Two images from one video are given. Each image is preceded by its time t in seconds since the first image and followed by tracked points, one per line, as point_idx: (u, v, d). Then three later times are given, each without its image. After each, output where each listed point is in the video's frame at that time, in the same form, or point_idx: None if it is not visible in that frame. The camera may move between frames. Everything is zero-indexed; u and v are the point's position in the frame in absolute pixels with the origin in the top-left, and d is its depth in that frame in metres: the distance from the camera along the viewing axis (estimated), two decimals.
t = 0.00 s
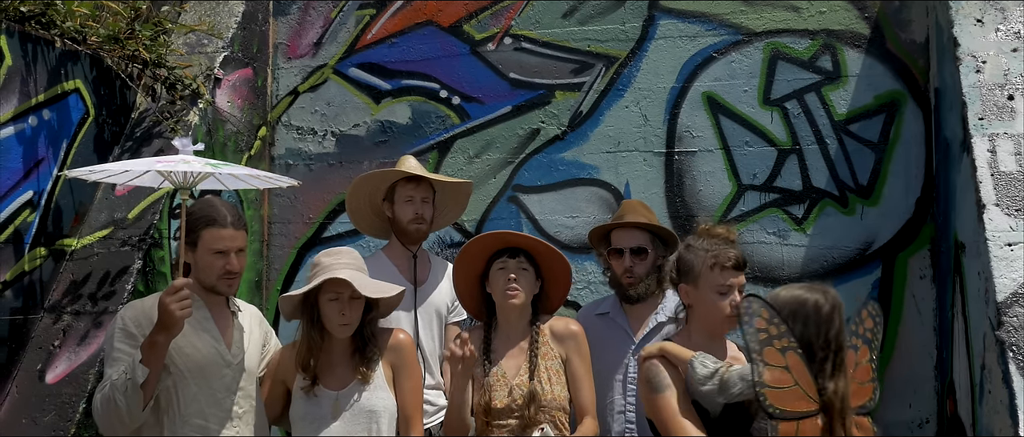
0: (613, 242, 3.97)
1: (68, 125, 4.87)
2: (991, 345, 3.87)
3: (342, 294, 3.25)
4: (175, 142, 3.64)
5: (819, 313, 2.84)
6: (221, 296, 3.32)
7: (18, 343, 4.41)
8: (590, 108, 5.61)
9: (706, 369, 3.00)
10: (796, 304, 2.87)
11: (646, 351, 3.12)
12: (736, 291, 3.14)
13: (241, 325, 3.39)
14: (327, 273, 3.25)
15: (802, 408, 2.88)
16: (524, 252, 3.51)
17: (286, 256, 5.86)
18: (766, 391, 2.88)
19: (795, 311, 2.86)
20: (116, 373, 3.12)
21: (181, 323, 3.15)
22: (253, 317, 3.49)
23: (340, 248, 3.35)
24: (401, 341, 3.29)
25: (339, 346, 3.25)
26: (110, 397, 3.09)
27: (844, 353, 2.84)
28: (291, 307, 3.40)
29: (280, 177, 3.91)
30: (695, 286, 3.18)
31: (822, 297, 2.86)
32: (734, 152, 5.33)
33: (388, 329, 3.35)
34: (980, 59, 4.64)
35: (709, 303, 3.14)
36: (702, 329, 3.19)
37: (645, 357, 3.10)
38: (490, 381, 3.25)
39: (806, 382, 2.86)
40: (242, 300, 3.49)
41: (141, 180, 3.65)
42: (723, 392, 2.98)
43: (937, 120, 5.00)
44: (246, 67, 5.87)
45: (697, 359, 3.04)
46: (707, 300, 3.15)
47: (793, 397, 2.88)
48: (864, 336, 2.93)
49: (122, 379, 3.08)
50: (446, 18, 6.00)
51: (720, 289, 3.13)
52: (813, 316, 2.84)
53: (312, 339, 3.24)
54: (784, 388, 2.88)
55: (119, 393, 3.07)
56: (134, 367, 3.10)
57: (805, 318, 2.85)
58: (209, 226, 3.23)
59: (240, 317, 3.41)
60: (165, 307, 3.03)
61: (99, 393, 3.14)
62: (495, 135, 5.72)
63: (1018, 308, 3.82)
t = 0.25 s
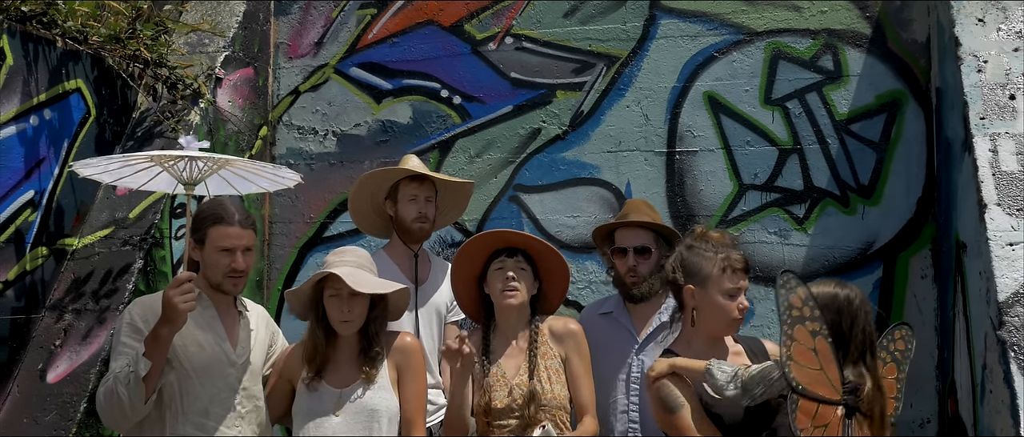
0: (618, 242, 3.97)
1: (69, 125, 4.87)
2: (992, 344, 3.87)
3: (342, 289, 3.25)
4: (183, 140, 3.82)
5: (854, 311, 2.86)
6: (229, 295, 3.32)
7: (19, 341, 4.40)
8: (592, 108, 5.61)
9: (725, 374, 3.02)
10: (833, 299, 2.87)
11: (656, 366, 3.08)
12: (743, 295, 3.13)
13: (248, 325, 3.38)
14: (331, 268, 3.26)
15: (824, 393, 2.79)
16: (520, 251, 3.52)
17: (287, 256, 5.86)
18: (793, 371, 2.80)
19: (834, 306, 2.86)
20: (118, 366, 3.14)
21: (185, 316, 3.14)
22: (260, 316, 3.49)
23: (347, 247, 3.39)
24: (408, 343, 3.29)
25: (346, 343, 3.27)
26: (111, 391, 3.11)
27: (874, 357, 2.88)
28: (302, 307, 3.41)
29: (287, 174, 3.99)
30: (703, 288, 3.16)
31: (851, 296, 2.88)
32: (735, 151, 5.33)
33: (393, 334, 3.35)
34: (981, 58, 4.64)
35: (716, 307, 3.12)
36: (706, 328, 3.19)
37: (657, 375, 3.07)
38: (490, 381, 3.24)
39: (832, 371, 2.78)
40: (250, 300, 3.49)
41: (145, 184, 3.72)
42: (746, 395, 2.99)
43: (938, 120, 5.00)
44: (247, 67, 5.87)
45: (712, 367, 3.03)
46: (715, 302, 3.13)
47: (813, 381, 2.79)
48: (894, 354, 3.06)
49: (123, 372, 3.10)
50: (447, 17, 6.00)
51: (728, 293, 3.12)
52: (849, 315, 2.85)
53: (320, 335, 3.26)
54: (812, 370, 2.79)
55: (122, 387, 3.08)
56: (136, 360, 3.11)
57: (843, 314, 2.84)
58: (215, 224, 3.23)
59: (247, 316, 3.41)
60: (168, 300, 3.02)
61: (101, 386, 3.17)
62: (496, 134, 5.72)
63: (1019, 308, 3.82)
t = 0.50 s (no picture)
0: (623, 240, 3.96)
1: (70, 125, 4.87)
2: (993, 345, 3.87)
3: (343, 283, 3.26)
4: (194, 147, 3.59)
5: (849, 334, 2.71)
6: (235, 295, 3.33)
7: (20, 341, 4.38)
8: (592, 108, 5.61)
9: (727, 414, 2.92)
10: (822, 326, 2.72)
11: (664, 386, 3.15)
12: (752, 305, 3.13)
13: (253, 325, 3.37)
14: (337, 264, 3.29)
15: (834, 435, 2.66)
16: (524, 253, 3.46)
17: (288, 256, 5.86)
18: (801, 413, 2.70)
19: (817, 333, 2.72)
20: (126, 369, 3.14)
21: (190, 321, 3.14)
22: (268, 317, 3.49)
23: (355, 246, 3.44)
24: (412, 347, 3.28)
25: (350, 341, 3.27)
26: (117, 392, 3.10)
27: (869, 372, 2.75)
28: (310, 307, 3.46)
29: (296, 185, 3.96)
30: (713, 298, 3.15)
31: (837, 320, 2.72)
32: (735, 151, 5.33)
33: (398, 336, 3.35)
34: (982, 58, 4.64)
35: (727, 316, 3.11)
36: (716, 338, 3.18)
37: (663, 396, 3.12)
38: (492, 384, 3.24)
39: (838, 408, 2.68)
40: (256, 301, 3.50)
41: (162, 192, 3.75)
42: None
43: (939, 120, 5.00)
44: (248, 67, 5.87)
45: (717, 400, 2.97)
46: (725, 313, 3.12)
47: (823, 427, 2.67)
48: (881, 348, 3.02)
49: (131, 376, 3.09)
50: (448, 17, 6.00)
51: (738, 303, 3.11)
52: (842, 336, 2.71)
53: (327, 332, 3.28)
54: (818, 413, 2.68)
55: (128, 389, 3.08)
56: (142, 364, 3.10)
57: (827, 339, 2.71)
58: (222, 223, 3.25)
59: (254, 318, 3.42)
60: (172, 305, 3.03)
61: (110, 387, 3.16)
62: (497, 134, 5.72)
63: (1020, 308, 3.82)
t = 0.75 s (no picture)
0: (622, 239, 3.94)
1: (70, 125, 4.87)
2: (993, 345, 3.87)
3: (343, 280, 3.27)
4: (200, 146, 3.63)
5: (837, 320, 2.75)
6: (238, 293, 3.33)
7: (20, 341, 4.39)
8: (592, 108, 5.61)
9: (719, 376, 2.91)
10: (812, 314, 2.76)
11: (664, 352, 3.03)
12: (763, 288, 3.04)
13: (254, 325, 3.36)
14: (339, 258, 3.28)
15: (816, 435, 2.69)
16: (526, 257, 3.43)
17: (288, 256, 5.86)
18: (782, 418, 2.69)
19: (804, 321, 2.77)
20: (127, 367, 3.13)
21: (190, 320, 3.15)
22: (272, 317, 3.47)
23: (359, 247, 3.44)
24: (413, 347, 3.29)
25: (352, 336, 3.28)
26: (120, 392, 3.10)
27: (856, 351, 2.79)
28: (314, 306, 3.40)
29: (301, 186, 3.92)
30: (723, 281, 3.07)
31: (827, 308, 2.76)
32: (735, 151, 5.33)
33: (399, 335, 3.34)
34: (982, 58, 4.64)
35: (736, 299, 3.04)
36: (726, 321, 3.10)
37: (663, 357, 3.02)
38: (493, 386, 3.23)
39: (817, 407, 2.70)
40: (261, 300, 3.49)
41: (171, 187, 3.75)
42: (734, 401, 2.89)
43: (939, 120, 5.00)
44: (248, 67, 5.87)
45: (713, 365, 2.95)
46: (734, 295, 3.05)
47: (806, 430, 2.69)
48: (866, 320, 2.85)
49: (132, 373, 3.10)
50: (448, 17, 6.00)
51: (745, 285, 3.03)
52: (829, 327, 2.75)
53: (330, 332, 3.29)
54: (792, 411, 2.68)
55: (129, 387, 3.08)
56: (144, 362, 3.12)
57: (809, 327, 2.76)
58: (224, 221, 3.25)
59: (258, 317, 3.40)
60: (172, 304, 3.04)
61: (112, 386, 3.15)
62: (497, 134, 5.72)
63: (1020, 308, 3.82)
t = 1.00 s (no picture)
0: (618, 238, 3.92)
1: (70, 124, 4.87)
2: (993, 344, 3.87)
3: (349, 277, 3.30)
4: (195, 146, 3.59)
5: (838, 336, 2.88)
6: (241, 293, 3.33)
7: (19, 341, 4.39)
8: (592, 107, 5.61)
9: (708, 383, 3.00)
10: (817, 328, 2.88)
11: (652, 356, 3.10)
12: (748, 303, 3.10)
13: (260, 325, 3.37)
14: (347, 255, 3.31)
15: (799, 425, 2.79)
16: (520, 264, 3.39)
17: (288, 255, 5.85)
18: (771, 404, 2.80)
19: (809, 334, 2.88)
20: (127, 366, 3.14)
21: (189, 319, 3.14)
22: (275, 318, 3.47)
23: (361, 248, 3.45)
24: (413, 344, 3.28)
25: (353, 333, 3.29)
26: (119, 389, 3.11)
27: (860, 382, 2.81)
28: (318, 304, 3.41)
29: (297, 183, 3.91)
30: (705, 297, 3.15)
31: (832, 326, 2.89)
32: (735, 151, 5.33)
33: (400, 334, 3.35)
34: (982, 58, 4.64)
35: (719, 313, 3.11)
36: (712, 332, 3.17)
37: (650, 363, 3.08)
38: (490, 395, 3.22)
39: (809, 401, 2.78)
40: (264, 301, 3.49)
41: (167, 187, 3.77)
42: (722, 407, 2.96)
43: (939, 120, 4.99)
44: (247, 67, 5.87)
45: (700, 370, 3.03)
46: (717, 310, 3.12)
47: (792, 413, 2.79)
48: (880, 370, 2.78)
49: (132, 372, 3.10)
50: (448, 17, 6.00)
51: (729, 300, 3.09)
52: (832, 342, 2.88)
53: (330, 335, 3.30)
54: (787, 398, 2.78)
55: (129, 385, 3.09)
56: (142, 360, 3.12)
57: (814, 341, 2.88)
58: (224, 221, 3.25)
59: (261, 318, 3.40)
60: (171, 304, 3.04)
61: (112, 385, 3.16)
62: (497, 134, 5.72)
63: (1020, 308, 3.82)
